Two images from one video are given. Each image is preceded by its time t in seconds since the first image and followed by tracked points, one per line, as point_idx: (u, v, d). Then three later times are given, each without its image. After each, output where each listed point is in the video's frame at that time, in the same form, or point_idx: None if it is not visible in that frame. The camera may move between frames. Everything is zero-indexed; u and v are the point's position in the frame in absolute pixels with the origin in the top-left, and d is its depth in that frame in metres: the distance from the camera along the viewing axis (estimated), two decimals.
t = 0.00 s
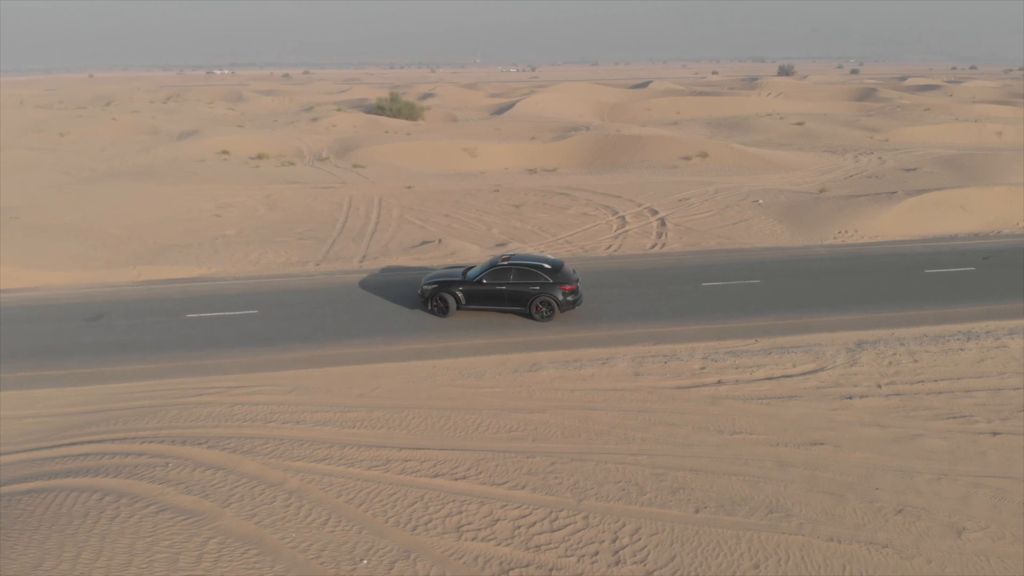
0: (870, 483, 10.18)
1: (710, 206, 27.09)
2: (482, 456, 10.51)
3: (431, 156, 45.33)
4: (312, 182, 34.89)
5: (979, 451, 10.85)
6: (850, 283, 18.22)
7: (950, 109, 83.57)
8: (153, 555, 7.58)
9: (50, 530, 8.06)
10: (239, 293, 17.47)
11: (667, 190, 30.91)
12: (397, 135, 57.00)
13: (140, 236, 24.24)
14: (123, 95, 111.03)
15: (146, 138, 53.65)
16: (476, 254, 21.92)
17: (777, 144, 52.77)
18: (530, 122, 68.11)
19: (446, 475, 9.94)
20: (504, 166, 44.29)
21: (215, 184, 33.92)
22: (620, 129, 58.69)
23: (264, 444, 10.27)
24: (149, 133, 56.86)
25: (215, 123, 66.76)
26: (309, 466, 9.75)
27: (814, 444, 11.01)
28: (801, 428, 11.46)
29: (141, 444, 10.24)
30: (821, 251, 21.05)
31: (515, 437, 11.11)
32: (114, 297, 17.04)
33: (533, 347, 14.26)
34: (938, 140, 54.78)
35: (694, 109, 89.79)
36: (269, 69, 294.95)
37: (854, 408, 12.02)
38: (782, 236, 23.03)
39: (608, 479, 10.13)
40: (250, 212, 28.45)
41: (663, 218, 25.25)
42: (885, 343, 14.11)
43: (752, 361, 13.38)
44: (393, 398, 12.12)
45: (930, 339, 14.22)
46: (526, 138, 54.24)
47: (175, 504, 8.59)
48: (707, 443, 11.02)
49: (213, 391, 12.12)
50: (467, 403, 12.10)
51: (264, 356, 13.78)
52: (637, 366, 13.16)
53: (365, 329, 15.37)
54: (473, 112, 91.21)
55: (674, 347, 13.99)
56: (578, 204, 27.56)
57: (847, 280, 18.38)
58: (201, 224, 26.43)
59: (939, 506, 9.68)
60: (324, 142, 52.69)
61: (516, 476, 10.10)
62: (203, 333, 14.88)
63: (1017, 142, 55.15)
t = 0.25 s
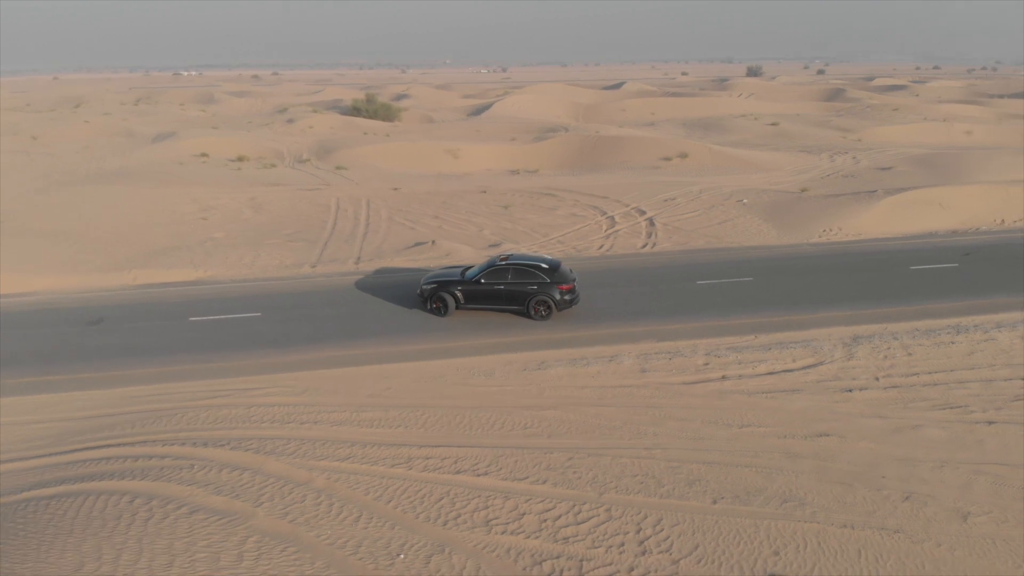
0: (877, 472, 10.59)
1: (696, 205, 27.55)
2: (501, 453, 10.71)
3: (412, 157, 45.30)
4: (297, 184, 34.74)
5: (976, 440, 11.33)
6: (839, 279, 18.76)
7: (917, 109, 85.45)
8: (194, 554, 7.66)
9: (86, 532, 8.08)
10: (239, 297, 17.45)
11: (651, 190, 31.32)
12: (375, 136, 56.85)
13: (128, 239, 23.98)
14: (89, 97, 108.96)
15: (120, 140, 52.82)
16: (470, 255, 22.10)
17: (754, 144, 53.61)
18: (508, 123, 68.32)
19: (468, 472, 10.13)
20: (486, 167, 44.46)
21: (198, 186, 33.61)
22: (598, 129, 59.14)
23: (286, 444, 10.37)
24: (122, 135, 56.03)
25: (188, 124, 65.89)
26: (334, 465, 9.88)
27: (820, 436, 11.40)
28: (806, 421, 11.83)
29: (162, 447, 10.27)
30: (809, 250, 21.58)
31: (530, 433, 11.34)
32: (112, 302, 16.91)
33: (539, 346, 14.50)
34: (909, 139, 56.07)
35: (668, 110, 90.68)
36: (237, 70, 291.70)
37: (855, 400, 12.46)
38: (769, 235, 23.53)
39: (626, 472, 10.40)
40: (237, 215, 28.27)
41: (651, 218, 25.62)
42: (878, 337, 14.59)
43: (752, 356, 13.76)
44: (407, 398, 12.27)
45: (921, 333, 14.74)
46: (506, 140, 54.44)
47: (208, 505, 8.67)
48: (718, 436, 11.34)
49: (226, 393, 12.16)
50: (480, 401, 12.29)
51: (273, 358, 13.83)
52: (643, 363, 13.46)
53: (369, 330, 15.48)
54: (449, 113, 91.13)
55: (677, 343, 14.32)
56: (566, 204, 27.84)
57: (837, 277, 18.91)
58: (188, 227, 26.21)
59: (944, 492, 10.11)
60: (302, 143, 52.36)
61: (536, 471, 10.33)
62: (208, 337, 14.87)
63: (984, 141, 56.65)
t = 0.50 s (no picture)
0: (885, 461, 11.02)
1: (683, 205, 28.02)
2: (524, 448, 10.96)
3: (394, 159, 45.29)
4: (282, 187, 34.59)
5: (975, 429, 11.85)
6: (831, 276, 19.32)
7: (886, 110, 87.34)
8: (243, 551, 7.78)
9: (128, 532, 8.15)
10: (242, 300, 17.44)
11: (637, 191, 31.76)
12: (355, 138, 56.66)
13: (118, 243, 23.74)
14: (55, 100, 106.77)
15: (94, 143, 51.96)
16: (466, 256, 22.30)
17: (731, 144, 54.45)
18: (485, 125, 68.45)
19: (494, 467, 10.36)
20: (468, 169, 44.61)
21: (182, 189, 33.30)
22: (576, 131, 59.57)
23: (313, 445, 10.50)
24: (96, 139, 55.13)
25: (162, 127, 64.99)
26: (363, 464, 10.04)
27: (828, 427, 11.81)
28: (814, 413, 12.25)
29: (190, 450, 10.34)
30: (798, 249, 22.13)
31: (549, 429, 11.60)
32: (113, 307, 16.81)
33: (548, 344, 14.76)
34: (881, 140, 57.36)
35: (643, 112, 91.61)
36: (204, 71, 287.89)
37: (858, 392, 12.91)
38: (757, 234, 24.06)
39: (647, 465, 10.70)
40: (226, 218, 28.10)
41: (641, 218, 26.02)
42: (874, 332, 15.09)
43: (756, 352, 14.16)
44: (425, 397, 12.45)
45: (914, 327, 15.29)
46: (486, 142, 54.65)
47: (247, 504, 8.78)
48: (731, 429, 11.70)
49: (245, 395, 12.23)
50: (496, 399, 12.51)
51: (285, 359, 13.90)
52: (652, 359, 13.78)
53: (377, 331, 15.61)
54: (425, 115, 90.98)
55: (682, 340, 14.67)
56: (556, 205, 28.14)
57: (827, 274, 19.47)
58: (178, 231, 26.01)
59: (950, 479, 10.58)
60: (281, 146, 52.02)
61: (559, 466, 10.59)
62: (217, 340, 14.88)
63: (952, 141, 58.16)
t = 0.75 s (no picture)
0: (893, 454, 11.41)
1: (675, 205, 28.40)
2: (545, 445, 11.17)
3: (381, 160, 45.27)
4: (272, 188, 34.45)
5: (977, 421, 12.28)
6: (825, 274, 19.77)
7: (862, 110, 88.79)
8: (287, 548, 7.91)
9: (169, 532, 8.23)
10: (247, 302, 17.46)
11: (628, 191, 32.12)
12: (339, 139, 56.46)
13: (112, 246, 23.55)
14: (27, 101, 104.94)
15: (74, 145, 51.28)
16: (465, 257, 22.46)
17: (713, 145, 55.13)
18: (469, 127, 68.54)
19: (518, 464, 10.56)
20: (456, 170, 44.72)
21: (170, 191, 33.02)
22: (560, 132, 59.90)
23: (338, 444, 10.62)
24: (75, 141, 54.38)
25: (141, 128, 64.23)
26: (390, 462, 10.19)
27: (837, 421, 12.17)
28: (822, 407, 12.60)
29: (215, 451, 10.41)
30: (791, 247, 22.58)
31: (568, 425, 11.82)
32: (116, 310, 16.72)
33: (557, 342, 14.98)
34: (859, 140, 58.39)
35: (624, 113, 92.27)
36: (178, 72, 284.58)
37: (862, 386, 13.30)
38: (750, 233, 24.48)
39: (665, 459, 10.97)
40: (219, 220, 27.97)
41: (635, 218, 26.33)
42: (873, 328, 15.51)
43: (761, 348, 14.49)
44: (442, 396, 12.62)
45: (911, 323, 15.74)
46: (471, 143, 54.78)
47: (282, 503, 8.89)
48: (744, 424, 12.00)
49: (263, 396, 12.30)
50: (512, 396, 12.71)
51: (298, 360, 13.98)
52: (661, 357, 14.04)
53: (386, 331, 15.73)
54: (406, 116, 90.80)
55: (688, 337, 14.97)
56: (550, 206, 28.38)
57: (823, 272, 19.92)
58: (171, 234, 25.85)
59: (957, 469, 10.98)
60: (266, 147, 51.71)
61: (580, 461, 10.81)
62: (227, 342, 14.91)
63: (928, 140, 59.34)
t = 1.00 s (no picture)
0: (904, 445, 11.82)
1: (667, 206, 28.81)
2: (569, 441, 11.41)
3: (369, 162, 45.24)
4: (263, 191, 34.32)
5: (980, 412, 12.76)
6: (822, 272, 20.25)
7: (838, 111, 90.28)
8: (337, 545, 8.06)
9: (217, 531, 8.33)
10: (255, 305, 17.48)
11: (619, 192, 32.50)
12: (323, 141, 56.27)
13: (109, 250, 23.37)
14: None
15: (53, 148, 50.54)
16: (466, 259, 22.64)
17: (696, 146, 55.78)
18: (452, 128, 68.63)
19: (546, 460, 10.79)
20: (443, 172, 44.83)
21: (159, 194, 32.74)
22: (544, 134, 60.22)
23: (369, 444, 10.77)
24: (53, 144, 53.58)
25: (119, 131, 63.41)
26: (423, 460, 10.37)
27: (848, 414, 12.56)
28: (833, 401, 12.99)
29: (247, 452, 10.51)
30: (786, 246, 23.07)
31: (589, 422, 12.07)
32: (123, 315, 16.66)
33: (569, 341, 15.23)
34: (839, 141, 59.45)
35: (604, 114, 92.92)
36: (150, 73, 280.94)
37: (869, 381, 13.72)
38: (744, 233, 24.94)
39: (688, 454, 11.25)
40: (213, 224, 27.84)
41: (630, 219, 26.67)
42: (874, 324, 15.97)
43: (769, 345, 14.87)
44: (463, 395, 12.80)
45: (910, 319, 16.23)
46: (456, 144, 54.91)
47: (324, 502, 9.03)
48: (759, 418, 12.34)
49: (287, 397, 12.39)
50: (532, 394, 12.94)
51: (316, 362, 14.08)
52: (673, 354, 14.35)
53: (399, 331, 15.86)
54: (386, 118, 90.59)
55: (697, 335, 15.30)
56: (544, 207, 28.65)
57: (819, 270, 20.40)
58: (167, 238, 25.70)
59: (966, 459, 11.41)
60: (250, 149, 51.38)
61: (606, 456, 11.06)
62: (242, 345, 14.96)
63: (904, 141, 60.58)
